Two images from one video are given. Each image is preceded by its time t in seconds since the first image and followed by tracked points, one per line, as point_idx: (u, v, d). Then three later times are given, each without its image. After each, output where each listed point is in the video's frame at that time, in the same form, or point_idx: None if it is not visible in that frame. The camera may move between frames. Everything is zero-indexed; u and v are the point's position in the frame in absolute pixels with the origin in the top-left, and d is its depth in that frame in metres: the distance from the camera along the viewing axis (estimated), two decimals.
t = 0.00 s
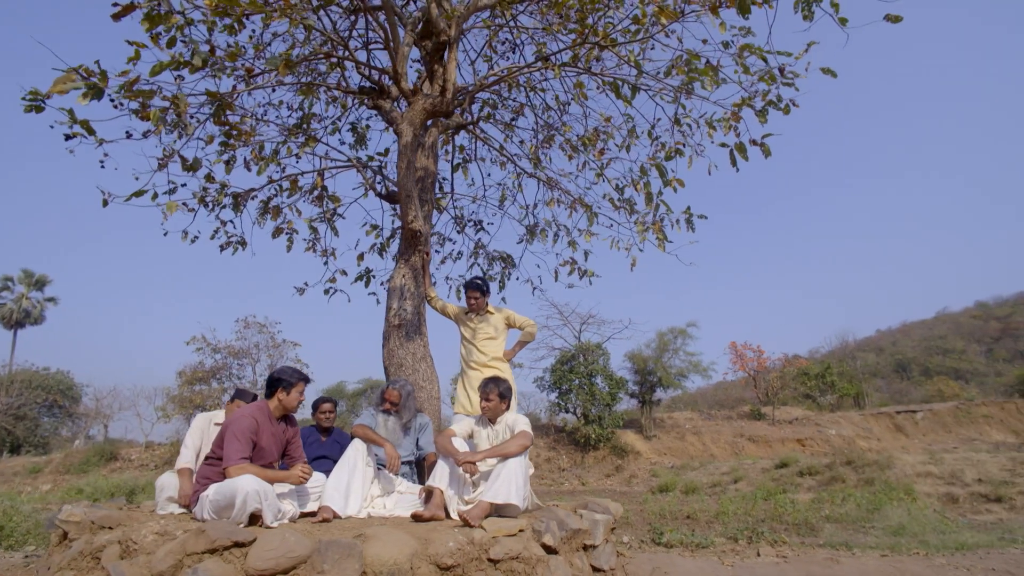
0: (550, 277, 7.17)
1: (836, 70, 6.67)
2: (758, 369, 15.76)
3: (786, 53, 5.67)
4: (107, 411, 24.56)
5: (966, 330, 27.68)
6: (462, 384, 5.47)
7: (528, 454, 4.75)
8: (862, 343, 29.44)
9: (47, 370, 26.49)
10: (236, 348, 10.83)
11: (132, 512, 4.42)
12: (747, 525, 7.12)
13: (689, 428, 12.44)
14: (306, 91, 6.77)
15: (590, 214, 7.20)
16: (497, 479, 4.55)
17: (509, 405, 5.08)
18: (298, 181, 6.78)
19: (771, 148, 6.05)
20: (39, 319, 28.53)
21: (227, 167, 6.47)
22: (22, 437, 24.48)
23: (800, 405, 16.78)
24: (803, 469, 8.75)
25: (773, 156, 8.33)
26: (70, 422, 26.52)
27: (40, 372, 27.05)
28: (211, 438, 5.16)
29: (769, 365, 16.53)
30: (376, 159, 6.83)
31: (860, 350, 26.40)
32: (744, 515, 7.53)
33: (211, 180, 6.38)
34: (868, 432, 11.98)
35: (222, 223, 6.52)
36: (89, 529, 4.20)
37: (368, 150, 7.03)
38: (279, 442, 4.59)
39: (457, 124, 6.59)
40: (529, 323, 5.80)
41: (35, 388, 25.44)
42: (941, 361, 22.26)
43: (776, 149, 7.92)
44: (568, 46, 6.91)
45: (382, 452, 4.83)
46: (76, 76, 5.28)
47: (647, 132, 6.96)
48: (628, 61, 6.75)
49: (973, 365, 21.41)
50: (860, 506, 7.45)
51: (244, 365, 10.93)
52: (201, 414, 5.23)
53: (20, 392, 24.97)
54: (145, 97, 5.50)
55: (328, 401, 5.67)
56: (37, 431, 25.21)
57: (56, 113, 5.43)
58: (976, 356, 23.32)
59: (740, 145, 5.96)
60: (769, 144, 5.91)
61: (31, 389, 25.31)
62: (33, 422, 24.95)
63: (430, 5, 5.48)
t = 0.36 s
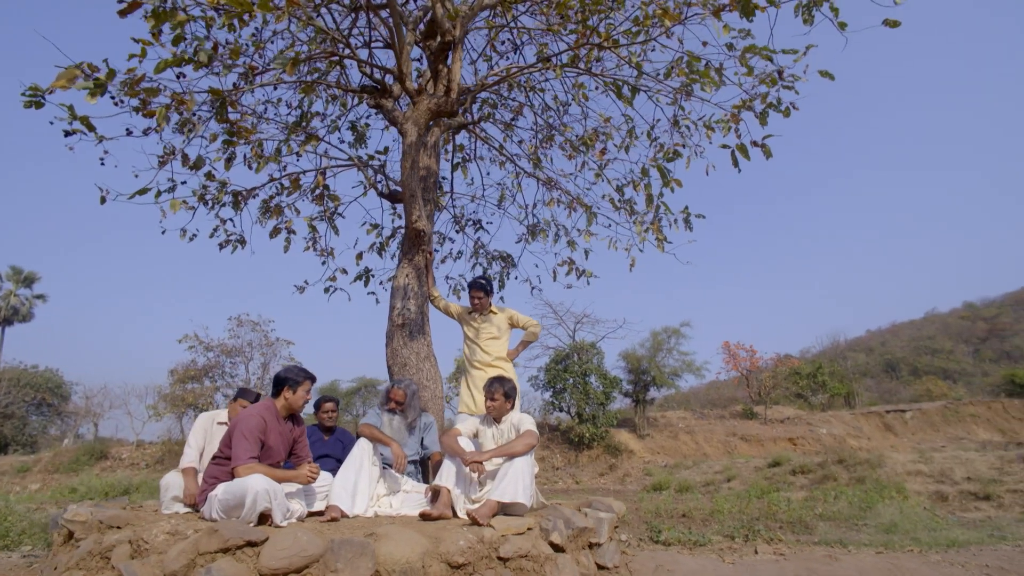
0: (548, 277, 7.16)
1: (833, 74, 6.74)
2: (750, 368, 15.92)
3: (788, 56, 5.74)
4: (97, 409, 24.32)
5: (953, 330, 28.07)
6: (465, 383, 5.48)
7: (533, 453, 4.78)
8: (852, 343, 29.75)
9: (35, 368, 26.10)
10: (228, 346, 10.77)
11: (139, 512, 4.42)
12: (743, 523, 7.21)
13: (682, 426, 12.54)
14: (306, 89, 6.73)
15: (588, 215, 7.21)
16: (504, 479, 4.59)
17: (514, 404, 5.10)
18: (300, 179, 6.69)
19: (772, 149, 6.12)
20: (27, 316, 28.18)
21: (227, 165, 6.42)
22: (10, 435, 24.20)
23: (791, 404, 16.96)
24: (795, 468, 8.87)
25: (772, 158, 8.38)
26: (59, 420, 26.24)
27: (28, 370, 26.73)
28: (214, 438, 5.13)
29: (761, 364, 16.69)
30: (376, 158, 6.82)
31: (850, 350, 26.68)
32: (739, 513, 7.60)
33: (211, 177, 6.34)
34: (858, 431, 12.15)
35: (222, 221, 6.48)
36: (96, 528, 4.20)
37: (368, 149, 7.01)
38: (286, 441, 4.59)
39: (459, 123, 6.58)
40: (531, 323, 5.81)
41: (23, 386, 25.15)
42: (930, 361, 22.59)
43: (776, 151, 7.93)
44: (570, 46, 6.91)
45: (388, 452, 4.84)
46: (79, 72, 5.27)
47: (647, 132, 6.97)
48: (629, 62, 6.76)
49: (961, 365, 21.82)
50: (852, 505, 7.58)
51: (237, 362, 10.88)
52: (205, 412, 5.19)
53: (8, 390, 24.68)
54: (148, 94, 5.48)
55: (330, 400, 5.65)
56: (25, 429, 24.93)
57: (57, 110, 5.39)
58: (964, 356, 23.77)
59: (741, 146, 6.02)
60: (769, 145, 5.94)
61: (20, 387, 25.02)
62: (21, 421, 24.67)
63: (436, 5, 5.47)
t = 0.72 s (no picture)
0: (543, 278, 7.19)
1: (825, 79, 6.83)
2: (737, 368, 16.13)
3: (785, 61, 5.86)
4: (78, 407, 23.95)
5: (933, 333, 28.65)
6: (464, 383, 5.48)
7: (534, 453, 4.82)
8: (835, 343, 30.24)
9: (14, 366, 25.63)
10: (215, 345, 10.66)
11: (138, 512, 4.38)
12: (732, 521, 7.32)
13: (670, 426, 12.67)
14: (302, 86, 6.66)
15: (584, 216, 7.26)
16: (506, 478, 4.61)
17: (514, 404, 5.12)
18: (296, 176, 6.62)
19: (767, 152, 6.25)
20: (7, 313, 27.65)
21: (222, 162, 6.37)
22: None
23: (777, 404, 17.18)
24: (781, 467, 9.00)
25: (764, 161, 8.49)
26: (38, 419, 25.81)
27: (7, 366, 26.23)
28: (211, 436, 5.09)
29: (748, 365, 16.90)
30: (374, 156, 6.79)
31: (833, 351, 27.12)
32: (727, 512, 7.70)
33: (205, 174, 6.27)
34: (842, 431, 12.37)
35: (216, 218, 6.42)
36: (96, 528, 4.16)
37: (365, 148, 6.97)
38: (288, 441, 4.55)
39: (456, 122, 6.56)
40: (529, 322, 5.82)
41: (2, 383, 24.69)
42: (910, 363, 23.07)
43: (769, 155, 8.04)
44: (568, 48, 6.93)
45: (389, 451, 4.84)
46: (75, 66, 5.19)
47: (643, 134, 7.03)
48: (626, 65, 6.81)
49: (941, 366, 22.36)
50: (837, 503, 7.72)
51: (224, 360, 10.78)
52: (202, 411, 5.15)
53: None
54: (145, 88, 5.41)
55: (327, 399, 5.62)
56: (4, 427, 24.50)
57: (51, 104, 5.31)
58: (942, 356, 24.33)
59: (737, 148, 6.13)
60: (765, 147, 5.99)
61: None
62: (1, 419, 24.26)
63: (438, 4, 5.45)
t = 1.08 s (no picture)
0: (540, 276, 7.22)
1: (819, 85, 6.88)
2: (726, 368, 16.33)
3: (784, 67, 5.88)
4: (61, 404, 23.62)
5: (915, 334, 29.21)
6: (465, 382, 5.49)
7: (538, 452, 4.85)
8: (819, 343, 30.66)
9: None
10: (202, 342, 10.56)
11: (142, 511, 4.35)
12: (724, 518, 7.42)
13: (659, 425, 12.81)
14: (300, 82, 6.60)
15: (581, 216, 7.30)
16: (512, 477, 4.64)
17: (517, 403, 5.14)
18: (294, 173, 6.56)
19: (763, 156, 6.29)
20: None
21: (219, 158, 6.33)
22: None
23: (764, 404, 17.40)
24: (769, 466, 9.14)
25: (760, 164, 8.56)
26: (20, 415, 25.43)
27: None
28: (211, 435, 5.04)
29: (736, 364, 17.10)
30: (372, 154, 6.75)
31: (818, 350, 27.53)
32: (717, 509, 7.78)
33: (203, 170, 6.22)
34: (828, 430, 12.58)
35: (212, 214, 6.38)
36: (99, 527, 4.12)
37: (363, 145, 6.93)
38: (293, 439, 4.53)
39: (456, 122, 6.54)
40: (530, 322, 5.83)
41: None
42: (893, 363, 23.51)
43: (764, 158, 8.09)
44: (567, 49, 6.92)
45: (394, 450, 4.84)
46: (73, 60, 5.12)
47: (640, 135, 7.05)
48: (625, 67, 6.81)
49: (924, 367, 22.86)
50: (825, 501, 7.85)
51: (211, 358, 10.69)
52: (201, 409, 5.10)
53: None
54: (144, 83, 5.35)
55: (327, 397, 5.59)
56: None
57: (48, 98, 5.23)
58: (924, 357, 24.83)
59: (734, 152, 6.16)
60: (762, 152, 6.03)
61: None
62: None
63: (442, 4, 5.41)
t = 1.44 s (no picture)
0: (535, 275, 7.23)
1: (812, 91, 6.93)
2: (713, 368, 16.57)
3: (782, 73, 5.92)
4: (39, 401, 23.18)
5: (896, 335, 29.85)
6: (465, 381, 5.48)
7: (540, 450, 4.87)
8: (802, 343, 31.23)
9: None
10: (187, 338, 10.59)
11: (143, 510, 4.32)
12: (714, 516, 7.53)
13: (646, 424, 12.95)
14: (297, 78, 6.54)
15: (576, 216, 7.32)
16: (515, 476, 4.65)
17: (518, 402, 5.14)
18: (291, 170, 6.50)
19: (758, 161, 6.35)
20: None
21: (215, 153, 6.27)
22: None
23: (749, 404, 17.66)
24: (755, 464, 9.29)
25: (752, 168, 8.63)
26: None
27: None
28: (210, 433, 4.99)
29: (722, 365, 17.34)
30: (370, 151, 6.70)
31: (803, 350, 27.99)
32: (705, 507, 7.87)
33: (198, 165, 6.15)
34: (811, 430, 12.80)
35: (207, 210, 6.32)
36: (100, 526, 4.09)
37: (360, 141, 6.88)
38: (296, 437, 4.51)
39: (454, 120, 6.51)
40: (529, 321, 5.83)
41: None
42: (875, 364, 24.02)
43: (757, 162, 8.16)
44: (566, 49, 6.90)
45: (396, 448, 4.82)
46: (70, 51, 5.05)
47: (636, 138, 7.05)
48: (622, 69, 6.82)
49: (903, 368, 23.42)
50: (810, 499, 8.00)
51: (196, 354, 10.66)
52: (199, 407, 5.01)
53: None
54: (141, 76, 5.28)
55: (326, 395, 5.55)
56: None
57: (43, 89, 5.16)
58: (905, 359, 25.37)
59: (730, 156, 6.21)
60: (758, 157, 6.07)
61: None
62: None
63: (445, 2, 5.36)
